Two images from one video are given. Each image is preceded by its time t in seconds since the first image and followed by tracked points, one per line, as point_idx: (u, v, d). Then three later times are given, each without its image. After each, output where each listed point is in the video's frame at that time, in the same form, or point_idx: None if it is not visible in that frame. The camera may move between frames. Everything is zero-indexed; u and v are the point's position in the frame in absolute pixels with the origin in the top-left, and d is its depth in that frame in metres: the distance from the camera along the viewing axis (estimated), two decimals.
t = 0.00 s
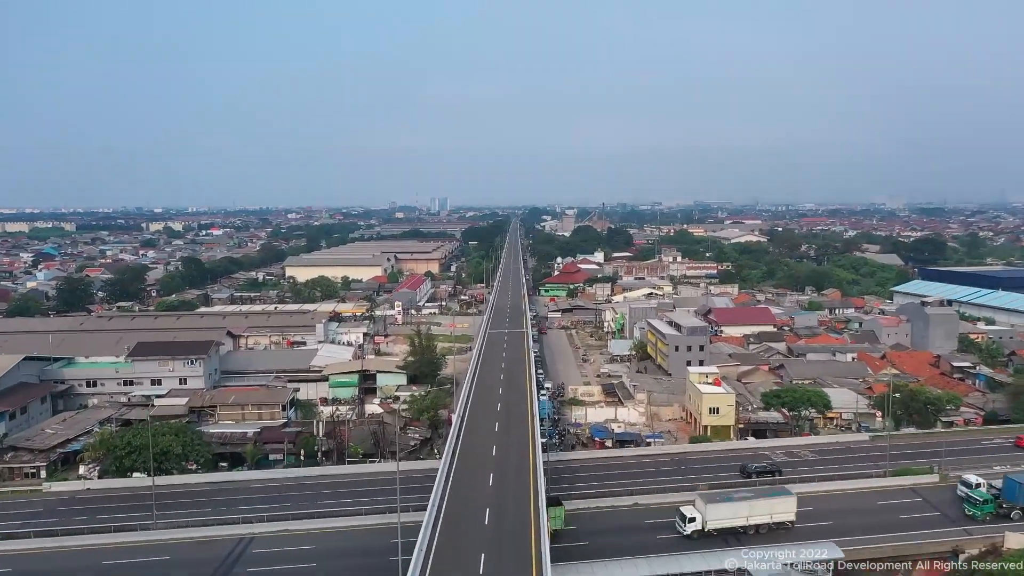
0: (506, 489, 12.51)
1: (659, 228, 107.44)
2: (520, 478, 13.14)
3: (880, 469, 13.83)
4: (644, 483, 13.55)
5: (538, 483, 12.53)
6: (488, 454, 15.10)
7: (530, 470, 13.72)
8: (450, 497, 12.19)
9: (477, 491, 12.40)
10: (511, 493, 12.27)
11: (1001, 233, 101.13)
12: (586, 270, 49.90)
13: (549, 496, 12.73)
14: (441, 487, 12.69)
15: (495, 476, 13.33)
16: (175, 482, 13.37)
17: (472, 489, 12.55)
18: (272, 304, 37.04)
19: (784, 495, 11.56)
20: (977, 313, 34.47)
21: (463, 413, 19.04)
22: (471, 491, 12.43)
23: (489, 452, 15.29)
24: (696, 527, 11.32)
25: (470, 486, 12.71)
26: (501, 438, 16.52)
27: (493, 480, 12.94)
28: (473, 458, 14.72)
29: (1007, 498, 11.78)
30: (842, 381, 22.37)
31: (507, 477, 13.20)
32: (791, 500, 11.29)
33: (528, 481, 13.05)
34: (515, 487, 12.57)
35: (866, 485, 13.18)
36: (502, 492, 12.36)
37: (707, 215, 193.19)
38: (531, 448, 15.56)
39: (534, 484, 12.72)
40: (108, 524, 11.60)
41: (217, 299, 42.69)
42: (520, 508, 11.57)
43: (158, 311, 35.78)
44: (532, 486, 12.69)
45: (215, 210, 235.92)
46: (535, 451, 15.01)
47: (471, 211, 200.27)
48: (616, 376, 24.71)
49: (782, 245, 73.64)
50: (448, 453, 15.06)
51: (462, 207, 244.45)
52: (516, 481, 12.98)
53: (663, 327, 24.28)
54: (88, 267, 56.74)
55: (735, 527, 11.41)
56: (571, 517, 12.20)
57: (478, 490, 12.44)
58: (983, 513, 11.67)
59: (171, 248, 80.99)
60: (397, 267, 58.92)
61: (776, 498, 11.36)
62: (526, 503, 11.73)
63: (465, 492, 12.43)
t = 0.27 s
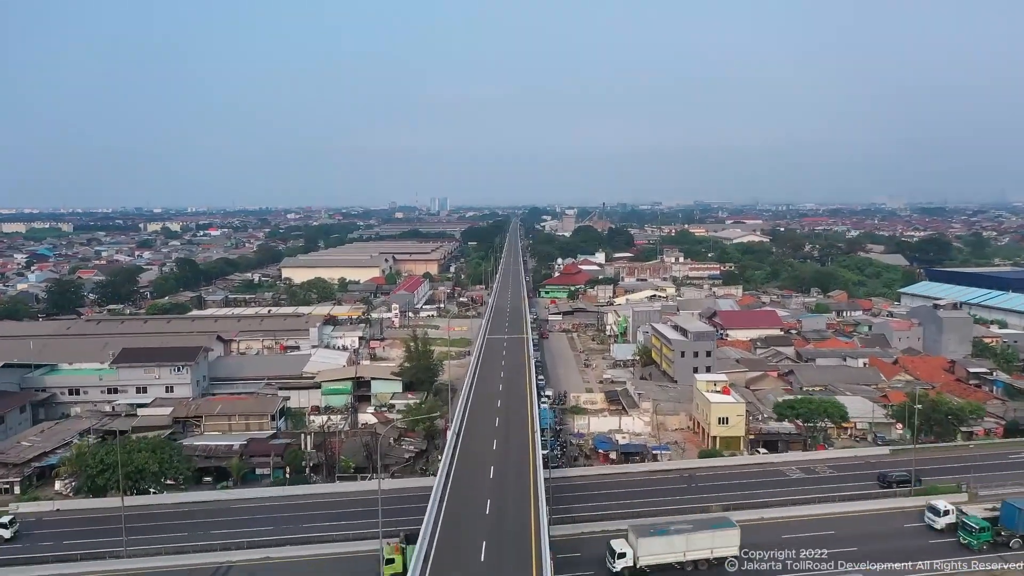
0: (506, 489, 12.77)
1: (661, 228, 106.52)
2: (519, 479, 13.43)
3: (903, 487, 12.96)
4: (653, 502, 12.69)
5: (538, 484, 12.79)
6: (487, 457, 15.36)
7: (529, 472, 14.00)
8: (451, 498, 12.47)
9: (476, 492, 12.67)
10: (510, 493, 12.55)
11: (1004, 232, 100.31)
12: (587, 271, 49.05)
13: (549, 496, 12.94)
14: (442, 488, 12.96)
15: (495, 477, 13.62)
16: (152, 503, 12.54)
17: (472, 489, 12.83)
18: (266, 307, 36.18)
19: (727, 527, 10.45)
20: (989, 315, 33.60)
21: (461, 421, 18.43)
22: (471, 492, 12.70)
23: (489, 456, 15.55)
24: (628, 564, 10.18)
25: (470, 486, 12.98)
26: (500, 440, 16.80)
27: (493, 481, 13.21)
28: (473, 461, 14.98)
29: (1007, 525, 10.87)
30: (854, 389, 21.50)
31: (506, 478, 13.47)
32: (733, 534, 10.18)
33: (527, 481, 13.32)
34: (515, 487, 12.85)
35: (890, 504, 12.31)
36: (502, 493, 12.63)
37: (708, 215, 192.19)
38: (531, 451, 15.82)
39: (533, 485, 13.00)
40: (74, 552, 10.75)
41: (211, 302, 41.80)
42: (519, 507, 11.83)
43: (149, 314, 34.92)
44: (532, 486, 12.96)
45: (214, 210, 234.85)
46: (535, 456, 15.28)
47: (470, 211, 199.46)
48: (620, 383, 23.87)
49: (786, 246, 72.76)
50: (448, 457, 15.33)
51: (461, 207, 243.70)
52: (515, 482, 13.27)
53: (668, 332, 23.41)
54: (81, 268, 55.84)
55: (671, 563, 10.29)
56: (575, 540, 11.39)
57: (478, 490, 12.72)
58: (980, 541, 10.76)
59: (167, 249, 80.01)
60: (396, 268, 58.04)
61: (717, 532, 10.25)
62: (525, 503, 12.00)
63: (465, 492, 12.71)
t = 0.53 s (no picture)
0: (506, 493, 12.92)
1: (661, 228, 105.63)
2: (519, 484, 13.57)
3: (932, 508, 12.10)
4: (663, 526, 11.85)
5: (539, 488, 12.94)
6: (487, 460, 15.49)
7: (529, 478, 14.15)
8: (452, 501, 12.63)
9: (477, 496, 12.83)
10: (511, 496, 12.71)
11: (1009, 232, 99.55)
12: (588, 272, 48.25)
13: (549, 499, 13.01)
14: (443, 489, 13.27)
15: (495, 482, 13.76)
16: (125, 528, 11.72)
17: (473, 493, 12.98)
18: (259, 310, 35.34)
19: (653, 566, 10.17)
20: (1001, 317, 32.78)
21: (458, 428, 17.87)
22: (471, 496, 12.84)
23: (488, 459, 15.68)
24: None
25: (471, 490, 13.12)
26: (499, 442, 16.92)
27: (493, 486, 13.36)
28: (473, 467, 15.10)
29: (1005, 556, 10.16)
30: (868, 397, 20.71)
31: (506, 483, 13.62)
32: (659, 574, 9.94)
33: (527, 486, 13.46)
34: (516, 491, 13.00)
35: (919, 528, 11.48)
36: (502, 496, 12.78)
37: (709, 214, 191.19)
38: (530, 455, 15.95)
39: (533, 489, 13.16)
40: None
41: (204, 304, 40.99)
42: (520, 509, 11.97)
43: (139, 317, 34.07)
44: (532, 490, 13.10)
45: (212, 211, 233.79)
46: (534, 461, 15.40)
47: (471, 211, 198.69)
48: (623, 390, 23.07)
49: (789, 246, 71.93)
50: (448, 460, 15.45)
51: (461, 207, 243.06)
52: (515, 486, 13.42)
53: (674, 337, 22.57)
54: (75, 269, 55.04)
55: None
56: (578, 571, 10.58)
57: (479, 495, 12.86)
58: None
59: (163, 250, 79.07)
60: (393, 269, 57.18)
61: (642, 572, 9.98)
62: (525, 504, 12.14)
63: (466, 496, 12.86)
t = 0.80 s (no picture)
0: (506, 499, 12.53)
1: (662, 228, 104.78)
2: (520, 489, 13.18)
3: (965, 533, 11.29)
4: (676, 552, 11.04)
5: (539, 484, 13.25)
6: (487, 464, 15.09)
7: (530, 483, 13.75)
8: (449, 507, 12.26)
9: (476, 502, 12.44)
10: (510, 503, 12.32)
11: (1012, 232, 98.86)
12: (589, 273, 47.47)
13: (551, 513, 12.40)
14: (444, 485, 13.53)
15: (496, 487, 13.35)
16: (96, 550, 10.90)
17: (472, 500, 12.60)
18: (253, 312, 34.49)
19: None
20: (1013, 320, 32.01)
21: (457, 437, 17.14)
22: (470, 502, 12.45)
23: (489, 463, 15.27)
24: None
25: (470, 497, 12.73)
26: (501, 446, 16.51)
27: (493, 491, 12.94)
28: (474, 472, 14.68)
29: None
30: (883, 405, 19.90)
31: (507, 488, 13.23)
32: None
33: (528, 488, 13.43)
34: (516, 498, 12.61)
35: (951, 553, 10.70)
36: (502, 502, 12.39)
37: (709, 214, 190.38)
38: (533, 459, 15.53)
39: (533, 490, 13.14)
40: None
41: (198, 307, 40.17)
42: (521, 516, 11.59)
43: (130, 321, 33.23)
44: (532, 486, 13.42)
45: (211, 210, 232.91)
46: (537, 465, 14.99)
47: (470, 211, 198.10)
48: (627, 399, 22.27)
49: (791, 247, 71.12)
50: (447, 464, 15.05)
51: (460, 207, 242.30)
52: (516, 492, 13.03)
53: (680, 343, 21.72)
54: (68, 270, 54.21)
55: None
56: None
57: (478, 501, 12.47)
58: None
59: (158, 250, 78.20)
60: (391, 270, 56.36)
61: None
62: (525, 500, 12.43)
63: (464, 502, 12.47)
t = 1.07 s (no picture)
0: (506, 525, 11.81)
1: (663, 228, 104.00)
2: (521, 513, 12.45)
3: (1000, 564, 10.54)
4: None
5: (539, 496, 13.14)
6: (486, 480, 14.37)
7: (532, 501, 13.03)
8: (446, 534, 11.55)
9: (474, 528, 11.72)
10: (510, 530, 11.59)
11: (1015, 232, 98.24)
12: (590, 274, 46.73)
13: (556, 537, 11.60)
14: (443, 496, 13.40)
15: (494, 509, 12.61)
16: None
17: (470, 525, 11.90)
18: (246, 315, 33.69)
19: None
20: None
21: (454, 449, 16.31)
22: (468, 529, 11.73)
23: (487, 478, 14.55)
24: None
25: (467, 522, 12.02)
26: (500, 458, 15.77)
27: (492, 518, 12.20)
28: (470, 488, 13.96)
29: None
30: (899, 414, 19.13)
31: (506, 512, 12.50)
32: None
33: (528, 498, 13.32)
34: (517, 524, 11.88)
35: None
36: (501, 529, 11.66)
37: (710, 213, 189.54)
38: (533, 474, 14.77)
39: (534, 502, 13.05)
40: None
41: (191, 309, 39.38)
42: (521, 547, 10.86)
43: (120, 324, 32.43)
44: (532, 498, 13.30)
45: (210, 209, 231.97)
46: (538, 480, 14.23)
47: (470, 211, 197.50)
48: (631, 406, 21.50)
49: (794, 247, 70.31)
50: (444, 481, 14.30)
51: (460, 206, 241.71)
52: (516, 515, 12.30)
53: (686, 348, 20.89)
54: (61, 270, 53.41)
55: None
56: None
57: (476, 527, 11.74)
58: None
59: (154, 250, 77.36)
60: (389, 271, 55.52)
61: None
62: (525, 514, 12.32)
63: (461, 528, 11.76)
